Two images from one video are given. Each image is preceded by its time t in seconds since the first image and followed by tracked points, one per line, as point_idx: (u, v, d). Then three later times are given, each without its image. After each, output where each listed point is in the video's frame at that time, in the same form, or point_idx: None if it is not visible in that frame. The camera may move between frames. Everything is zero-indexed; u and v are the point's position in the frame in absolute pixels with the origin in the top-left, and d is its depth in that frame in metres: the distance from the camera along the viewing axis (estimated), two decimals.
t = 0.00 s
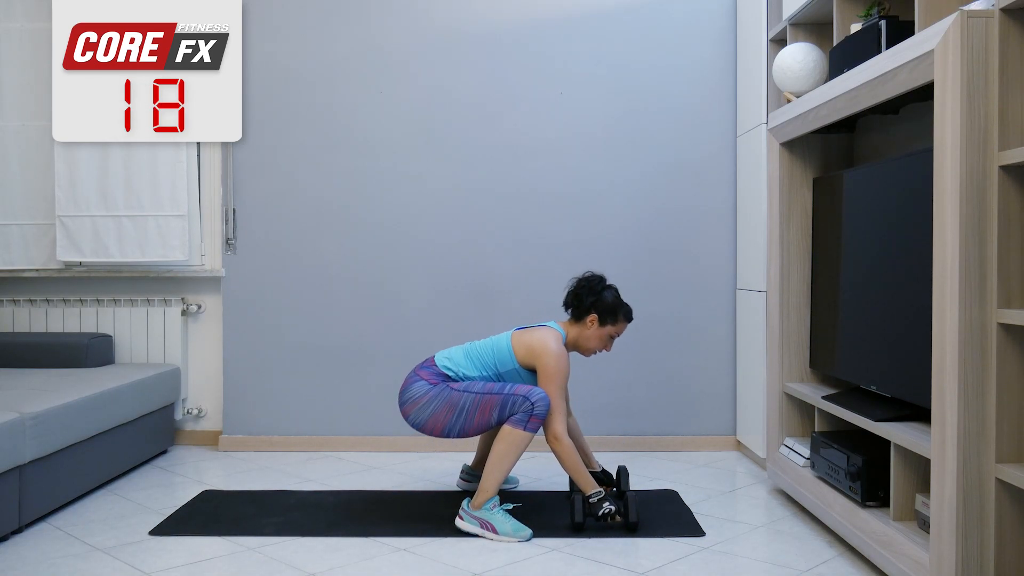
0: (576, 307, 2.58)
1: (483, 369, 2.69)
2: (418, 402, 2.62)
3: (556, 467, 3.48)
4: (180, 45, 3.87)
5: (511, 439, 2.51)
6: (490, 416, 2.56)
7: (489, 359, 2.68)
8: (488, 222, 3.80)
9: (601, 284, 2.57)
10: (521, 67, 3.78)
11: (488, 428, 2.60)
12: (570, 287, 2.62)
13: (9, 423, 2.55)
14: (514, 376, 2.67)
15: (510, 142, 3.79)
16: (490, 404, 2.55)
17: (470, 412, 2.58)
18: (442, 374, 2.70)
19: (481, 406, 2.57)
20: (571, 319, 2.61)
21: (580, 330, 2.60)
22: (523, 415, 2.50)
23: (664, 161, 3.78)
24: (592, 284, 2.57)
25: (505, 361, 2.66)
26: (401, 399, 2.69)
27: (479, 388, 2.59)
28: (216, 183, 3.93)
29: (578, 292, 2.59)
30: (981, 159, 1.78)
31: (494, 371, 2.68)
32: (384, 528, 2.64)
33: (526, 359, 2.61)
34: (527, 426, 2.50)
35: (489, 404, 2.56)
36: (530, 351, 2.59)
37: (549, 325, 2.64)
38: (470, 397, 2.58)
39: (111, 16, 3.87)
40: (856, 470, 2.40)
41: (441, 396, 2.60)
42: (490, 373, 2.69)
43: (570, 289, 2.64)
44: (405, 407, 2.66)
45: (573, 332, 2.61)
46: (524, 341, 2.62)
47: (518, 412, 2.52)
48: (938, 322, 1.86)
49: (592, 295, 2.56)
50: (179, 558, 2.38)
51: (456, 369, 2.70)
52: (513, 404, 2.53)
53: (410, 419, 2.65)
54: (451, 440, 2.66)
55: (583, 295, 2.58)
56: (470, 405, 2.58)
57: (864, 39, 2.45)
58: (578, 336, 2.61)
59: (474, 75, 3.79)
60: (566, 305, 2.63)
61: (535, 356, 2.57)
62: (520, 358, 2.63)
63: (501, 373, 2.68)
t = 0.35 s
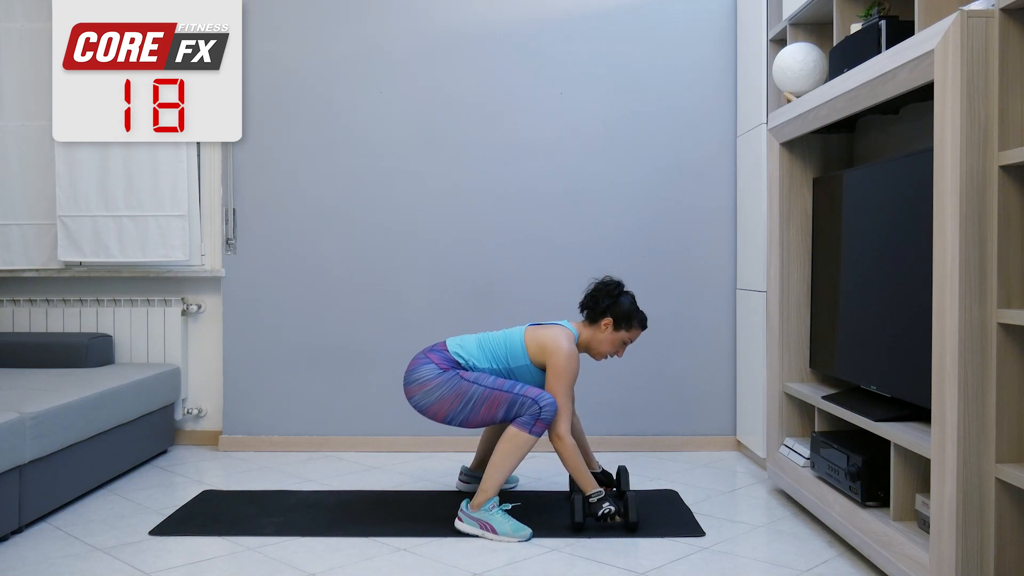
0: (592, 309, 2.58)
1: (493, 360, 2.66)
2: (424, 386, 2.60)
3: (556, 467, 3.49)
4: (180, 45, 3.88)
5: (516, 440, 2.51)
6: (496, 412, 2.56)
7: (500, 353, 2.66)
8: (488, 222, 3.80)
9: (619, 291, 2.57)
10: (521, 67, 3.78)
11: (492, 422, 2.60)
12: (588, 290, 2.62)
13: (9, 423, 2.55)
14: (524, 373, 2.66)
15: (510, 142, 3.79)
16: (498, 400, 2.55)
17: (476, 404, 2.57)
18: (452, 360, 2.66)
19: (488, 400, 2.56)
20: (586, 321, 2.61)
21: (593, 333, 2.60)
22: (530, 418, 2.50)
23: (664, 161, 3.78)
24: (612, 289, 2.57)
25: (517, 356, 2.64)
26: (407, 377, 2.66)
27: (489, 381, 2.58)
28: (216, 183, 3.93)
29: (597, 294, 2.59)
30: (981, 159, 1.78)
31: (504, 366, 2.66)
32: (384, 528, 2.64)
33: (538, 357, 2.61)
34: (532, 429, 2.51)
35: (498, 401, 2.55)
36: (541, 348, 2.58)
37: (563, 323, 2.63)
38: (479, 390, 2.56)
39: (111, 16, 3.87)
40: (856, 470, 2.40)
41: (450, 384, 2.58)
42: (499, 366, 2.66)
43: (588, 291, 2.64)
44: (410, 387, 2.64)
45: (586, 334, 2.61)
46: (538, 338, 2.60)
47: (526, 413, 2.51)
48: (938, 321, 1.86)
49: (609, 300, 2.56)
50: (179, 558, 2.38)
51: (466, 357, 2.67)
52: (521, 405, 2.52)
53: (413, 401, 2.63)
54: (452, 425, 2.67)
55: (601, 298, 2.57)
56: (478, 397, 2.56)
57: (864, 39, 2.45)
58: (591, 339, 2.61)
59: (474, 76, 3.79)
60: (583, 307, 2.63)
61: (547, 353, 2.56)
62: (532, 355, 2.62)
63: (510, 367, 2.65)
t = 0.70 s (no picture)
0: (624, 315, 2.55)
1: (519, 336, 2.62)
2: (447, 350, 2.57)
3: (556, 467, 3.49)
4: (180, 45, 3.88)
5: (523, 440, 2.52)
6: (509, 399, 2.57)
7: (528, 332, 2.62)
8: (488, 222, 3.80)
9: (654, 304, 2.54)
10: (521, 68, 3.78)
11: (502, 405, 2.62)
12: (623, 295, 2.58)
13: (9, 422, 2.55)
14: (545, 356, 2.62)
15: (510, 142, 3.79)
16: (515, 389, 2.56)
17: (492, 383, 2.56)
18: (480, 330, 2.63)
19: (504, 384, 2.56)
20: (616, 327, 2.58)
21: (621, 340, 2.57)
22: (538, 418, 2.52)
23: (664, 161, 3.78)
24: (649, 300, 2.54)
25: (544, 337, 2.60)
26: (432, 333, 2.63)
27: (512, 367, 2.57)
28: (216, 183, 3.93)
29: (631, 301, 2.55)
30: (981, 159, 1.78)
31: (529, 345, 2.62)
32: (385, 528, 2.64)
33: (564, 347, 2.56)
34: (538, 431, 2.52)
35: (514, 388, 2.55)
36: (569, 338, 2.53)
37: (595, 319, 2.59)
38: (499, 372, 2.56)
39: (111, 15, 3.87)
40: (856, 470, 2.40)
41: (473, 356, 2.56)
42: (525, 344, 2.63)
43: (624, 295, 2.60)
44: (433, 345, 2.61)
45: (614, 339, 2.58)
46: (569, 324, 2.55)
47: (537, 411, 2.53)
48: (938, 321, 1.86)
49: (643, 310, 2.52)
50: (179, 558, 2.38)
51: (495, 331, 2.63)
52: (534, 401, 2.53)
53: (432, 360, 2.61)
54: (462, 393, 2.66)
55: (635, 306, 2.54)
56: (496, 377, 2.56)
57: (864, 39, 2.45)
58: (619, 345, 2.58)
59: (474, 75, 3.79)
60: (615, 310, 2.59)
61: (575, 343, 2.50)
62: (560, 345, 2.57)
63: (535, 347, 2.61)
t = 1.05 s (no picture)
0: (649, 331, 2.56)
1: (552, 300, 2.61)
2: (471, 272, 2.61)
3: (556, 467, 3.49)
4: (180, 45, 3.90)
5: (397, 400, 2.52)
6: (442, 348, 2.58)
7: (558, 300, 2.61)
8: (488, 222, 3.80)
9: (681, 328, 2.54)
10: (521, 68, 3.78)
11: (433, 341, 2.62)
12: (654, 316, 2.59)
13: (9, 422, 2.55)
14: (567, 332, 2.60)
15: (510, 142, 3.79)
16: (450, 351, 2.57)
17: (458, 330, 2.57)
18: (517, 282, 2.63)
19: (455, 343, 2.57)
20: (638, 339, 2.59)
21: (640, 354, 2.57)
22: (422, 391, 2.55)
23: (664, 161, 3.78)
24: (677, 324, 2.54)
25: (575, 311, 2.58)
26: (482, 251, 2.66)
27: (471, 336, 2.57)
28: (216, 183, 3.93)
29: (660, 322, 2.56)
30: (981, 160, 1.78)
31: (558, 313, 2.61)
32: (385, 528, 2.64)
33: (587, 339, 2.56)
34: (413, 402, 2.54)
35: (452, 354, 2.57)
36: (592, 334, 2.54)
37: (624, 323, 2.59)
38: (468, 331, 2.57)
39: (111, 16, 3.89)
40: (856, 470, 2.41)
41: (469, 298, 2.57)
42: (554, 308, 2.61)
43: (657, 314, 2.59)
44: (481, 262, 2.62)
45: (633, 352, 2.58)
46: (598, 316, 2.55)
47: (432, 379, 2.56)
48: (938, 321, 1.87)
49: (670, 330, 2.53)
50: (179, 558, 2.38)
51: (531, 289, 2.63)
52: (441, 374, 2.57)
53: (468, 268, 2.62)
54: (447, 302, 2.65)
55: (663, 326, 2.54)
56: (463, 334, 2.57)
57: (864, 39, 2.46)
58: (636, 356, 2.58)
59: (474, 75, 3.79)
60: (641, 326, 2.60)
61: (602, 339, 2.51)
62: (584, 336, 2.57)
63: (561, 317, 2.60)
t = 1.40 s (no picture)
0: (638, 303, 2.57)
1: (536, 368, 2.58)
2: (458, 381, 2.58)
3: (556, 467, 3.49)
4: (180, 45, 3.90)
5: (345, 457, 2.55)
6: (409, 435, 2.57)
7: (542, 356, 2.59)
8: (488, 222, 3.80)
9: (669, 292, 2.55)
10: (521, 68, 3.78)
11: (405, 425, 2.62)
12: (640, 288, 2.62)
13: (9, 422, 2.55)
14: (562, 369, 2.59)
15: (510, 142, 3.79)
16: (415, 441, 2.56)
17: (429, 427, 2.55)
18: (501, 388, 2.56)
19: (423, 437, 2.56)
20: (630, 316, 2.59)
21: (634, 328, 2.57)
22: (369, 464, 2.57)
23: (664, 161, 3.78)
24: (665, 288, 2.55)
25: (557, 353, 2.58)
26: (459, 368, 2.64)
27: (441, 439, 2.56)
28: (216, 183, 3.93)
29: (646, 292, 2.58)
30: (981, 160, 1.78)
31: (548, 367, 2.58)
32: (384, 528, 2.64)
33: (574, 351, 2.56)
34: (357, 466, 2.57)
35: (414, 446, 2.56)
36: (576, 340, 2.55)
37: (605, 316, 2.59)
38: (438, 433, 2.55)
39: (111, 16, 3.88)
40: (856, 470, 2.41)
41: (449, 411, 2.55)
42: (542, 368, 2.58)
43: (646, 284, 2.61)
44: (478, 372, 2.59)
45: (626, 329, 2.58)
46: (578, 323, 2.56)
47: (386, 454, 2.57)
48: (938, 321, 1.86)
49: (658, 297, 2.54)
50: (179, 558, 2.38)
51: (518, 378, 2.57)
52: (395, 456, 2.57)
53: (467, 373, 2.59)
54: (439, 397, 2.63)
55: (650, 296, 2.56)
56: (433, 435, 2.55)
57: (864, 39, 2.45)
58: (630, 335, 2.58)
59: (474, 75, 3.79)
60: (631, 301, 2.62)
61: (585, 341, 2.52)
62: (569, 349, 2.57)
63: (551, 366, 2.59)
